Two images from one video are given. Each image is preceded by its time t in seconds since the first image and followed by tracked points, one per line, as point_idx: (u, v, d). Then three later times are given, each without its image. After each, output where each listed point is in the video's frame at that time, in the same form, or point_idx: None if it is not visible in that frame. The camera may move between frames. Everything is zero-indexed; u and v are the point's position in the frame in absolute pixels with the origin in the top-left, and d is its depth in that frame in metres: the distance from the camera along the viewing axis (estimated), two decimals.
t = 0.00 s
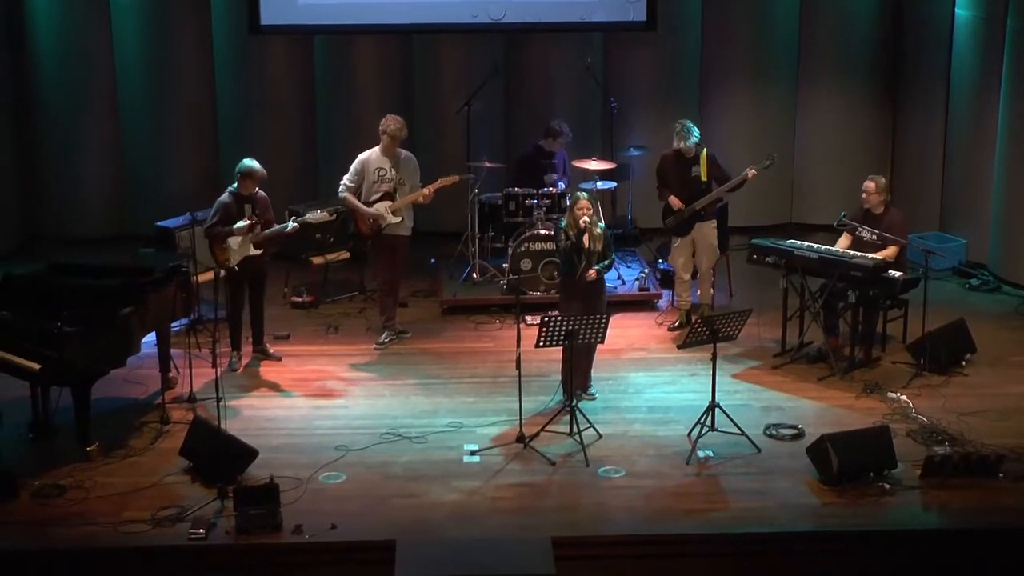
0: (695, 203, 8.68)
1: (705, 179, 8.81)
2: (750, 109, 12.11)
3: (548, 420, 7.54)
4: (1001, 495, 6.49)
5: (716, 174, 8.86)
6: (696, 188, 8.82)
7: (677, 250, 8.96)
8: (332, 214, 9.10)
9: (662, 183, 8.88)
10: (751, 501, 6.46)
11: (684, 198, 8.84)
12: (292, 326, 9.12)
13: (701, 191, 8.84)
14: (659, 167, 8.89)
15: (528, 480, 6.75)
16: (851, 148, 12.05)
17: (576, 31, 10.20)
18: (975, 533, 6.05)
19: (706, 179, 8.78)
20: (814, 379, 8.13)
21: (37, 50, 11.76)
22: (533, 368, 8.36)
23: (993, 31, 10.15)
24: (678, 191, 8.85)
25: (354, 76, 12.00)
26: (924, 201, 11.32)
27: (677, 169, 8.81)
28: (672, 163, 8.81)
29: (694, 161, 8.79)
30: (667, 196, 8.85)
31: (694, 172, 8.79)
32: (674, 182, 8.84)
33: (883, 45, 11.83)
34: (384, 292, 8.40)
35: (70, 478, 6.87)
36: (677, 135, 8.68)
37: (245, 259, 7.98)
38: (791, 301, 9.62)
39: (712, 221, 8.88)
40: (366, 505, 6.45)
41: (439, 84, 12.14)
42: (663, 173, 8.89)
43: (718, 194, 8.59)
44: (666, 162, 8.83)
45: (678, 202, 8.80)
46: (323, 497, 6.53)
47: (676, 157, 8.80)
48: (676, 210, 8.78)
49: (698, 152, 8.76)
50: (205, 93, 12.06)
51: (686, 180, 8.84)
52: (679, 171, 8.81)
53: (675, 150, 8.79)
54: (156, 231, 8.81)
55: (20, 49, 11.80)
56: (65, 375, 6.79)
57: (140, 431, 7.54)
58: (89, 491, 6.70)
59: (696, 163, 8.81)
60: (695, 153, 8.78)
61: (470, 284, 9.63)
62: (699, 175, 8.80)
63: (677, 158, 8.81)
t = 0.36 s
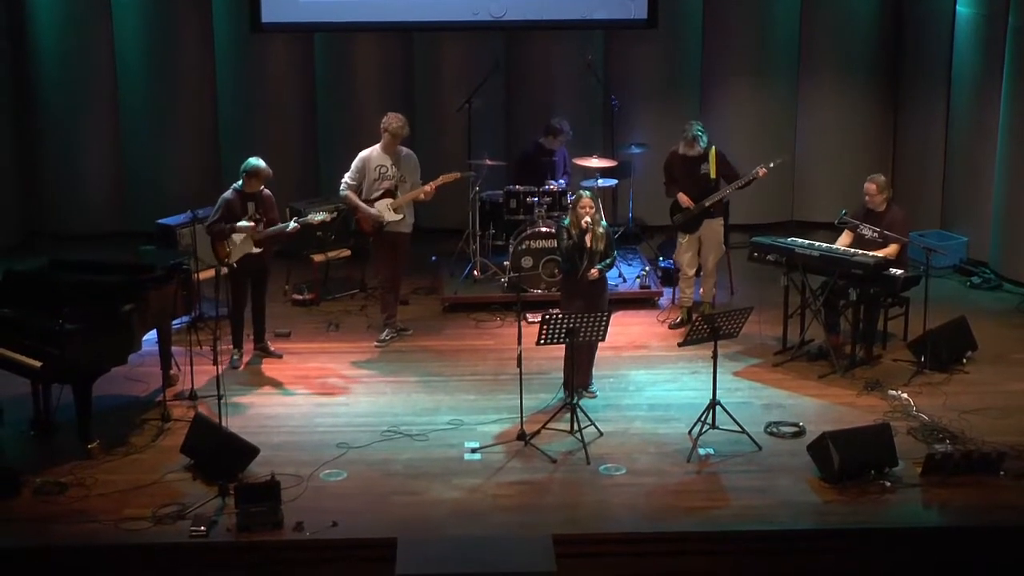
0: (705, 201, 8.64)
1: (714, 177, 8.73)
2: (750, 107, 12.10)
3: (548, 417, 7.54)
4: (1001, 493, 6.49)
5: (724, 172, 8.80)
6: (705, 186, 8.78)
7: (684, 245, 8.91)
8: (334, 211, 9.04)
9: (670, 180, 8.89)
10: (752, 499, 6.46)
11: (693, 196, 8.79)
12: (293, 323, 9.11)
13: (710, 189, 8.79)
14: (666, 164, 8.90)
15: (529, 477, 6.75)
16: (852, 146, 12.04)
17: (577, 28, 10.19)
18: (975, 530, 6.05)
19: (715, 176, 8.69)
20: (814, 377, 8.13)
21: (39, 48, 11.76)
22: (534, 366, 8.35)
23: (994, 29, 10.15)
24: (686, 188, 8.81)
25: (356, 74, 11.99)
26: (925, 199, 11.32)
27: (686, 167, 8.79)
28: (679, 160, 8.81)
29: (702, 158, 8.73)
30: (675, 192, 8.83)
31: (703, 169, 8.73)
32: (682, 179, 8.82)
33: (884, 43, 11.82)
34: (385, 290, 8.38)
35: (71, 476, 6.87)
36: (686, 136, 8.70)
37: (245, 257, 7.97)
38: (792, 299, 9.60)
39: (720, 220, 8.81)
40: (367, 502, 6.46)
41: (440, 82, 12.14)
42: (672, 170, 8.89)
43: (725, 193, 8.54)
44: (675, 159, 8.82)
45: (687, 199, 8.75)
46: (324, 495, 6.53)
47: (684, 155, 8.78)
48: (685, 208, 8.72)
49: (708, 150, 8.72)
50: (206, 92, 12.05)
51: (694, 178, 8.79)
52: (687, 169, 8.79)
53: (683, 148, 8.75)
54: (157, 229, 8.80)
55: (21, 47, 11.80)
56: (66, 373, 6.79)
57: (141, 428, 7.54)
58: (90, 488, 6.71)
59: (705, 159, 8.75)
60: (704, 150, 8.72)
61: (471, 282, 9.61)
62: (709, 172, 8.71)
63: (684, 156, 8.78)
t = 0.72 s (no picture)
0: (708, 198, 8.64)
1: (718, 175, 8.75)
2: (751, 106, 12.09)
3: (548, 416, 7.54)
4: (1001, 492, 6.49)
5: (727, 171, 8.80)
6: (708, 184, 8.77)
7: (686, 240, 8.90)
8: (333, 210, 8.98)
9: (674, 177, 8.88)
10: (751, 497, 6.46)
11: (696, 193, 8.78)
12: (293, 322, 9.10)
13: (713, 188, 8.80)
14: (672, 162, 8.89)
15: (530, 476, 6.76)
16: (853, 145, 12.03)
17: (578, 27, 10.20)
18: (976, 529, 6.06)
19: (718, 174, 8.72)
20: (815, 376, 8.12)
21: (39, 47, 11.77)
22: (534, 364, 8.35)
23: (994, 28, 10.15)
24: (689, 186, 8.81)
25: (356, 73, 12.00)
26: (925, 198, 11.31)
27: (691, 165, 8.78)
28: (684, 159, 8.80)
29: (707, 157, 8.72)
30: (678, 189, 8.84)
31: (707, 168, 8.73)
32: (686, 177, 8.81)
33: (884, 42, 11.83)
34: (385, 289, 8.37)
35: (72, 474, 6.88)
36: (691, 134, 8.68)
37: (243, 256, 7.97)
38: (793, 298, 9.59)
39: (722, 217, 8.82)
40: (367, 500, 6.46)
41: (441, 81, 12.14)
42: (677, 167, 8.88)
43: (728, 191, 8.53)
44: (681, 157, 8.81)
45: (690, 196, 8.76)
46: (324, 494, 6.54)
47: (689, 153, 8.77)
48: (686, 204, 8.73)
49: (713, 149, 8.72)
50: (206, 91, 12.05)
51: (698, 176, 8.78)
52: (691, 167, 8.78)
53: (689, 147, 8.73)
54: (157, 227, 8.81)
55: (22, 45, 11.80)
56: (66, 372, 6.79)
57: (142, 427, 7.54)
58: (90, 487, 6.71)
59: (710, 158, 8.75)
60: (709, 149, 8.72)
61: (471, 281, 9.59)
62: (712, 170, 8.73)
63: (688, 155, 8.78)
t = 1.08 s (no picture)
0: (710, 198, 8.64)
1: (722, 174, 8.77)
2: (753, 105, 12.09)
3: (551, 415, 7.55)
4: (1003, 491, 6.49)
5: (730, 170, 8.79)
6: (711, 183, 8.77)
7: (690, 238, 8.89)
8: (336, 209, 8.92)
9: (678, 177, 8.88)
10: (754, 497, 6.46)
11: (698, 193, 8.78)
12: (295, 320, 9.08)
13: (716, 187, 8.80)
14: (676, 161, 8.90)
15: (531, 475, 6.76)
16: (855, 144, 12.01)
17: (580, 26, 10.19)
18: (979, 529, 6.06)
19: (723, 173, 8.75)
20: (817, 375, 8.11)
21: (39, 46, 11.76)
22: (536, 364, 8.34)
23: (997, 27, 10.14)
24: (692, 184, 8.81)
25: (358, 71, 11.99)
26: (928, 198, 11.31)
27: (695, 164, 8.79)
28: (688, 158, 8.81)
29: (711, 156, 8.72)
30: (681, 187, 8.82)
31: (711, 167, 8.74)
32: (690, 176, 8.81)
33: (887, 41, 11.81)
34: (387, 288, 8.34)
35: (74, 473, 6.88)
36: (696, 132, 8.63)
37: (244, 256, 7.97)
38: (795, 297, 9.57)
39: (725, 217, 8.82)
40: (369, 499, 6.47)
41: (442, 79, 12.14)
42: (681, 166, 8.90)
43: (732, 190, 8.55)
44: (686, 156, 8.82)
45: (693, 196, 8.71)
46: (328, 492, 6.55)
47: (692, 152, 8.77)
48: (690, 204, 8.67)
49: (717, 147, 8.71)
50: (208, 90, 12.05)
51: (701, 175, 8.78)
52: (695, 166, 8.78)
53: (693, 145, 8.70)
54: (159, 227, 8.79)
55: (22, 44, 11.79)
56: (68, 371, 6.79)
57: (144, 426, 7.55)
58: (93, 485, 6.72)
59: (714, 157, 8.76)
60: (714, 148, 8.73)
61: (474, 280, 9.56)
62: (716, 169, 8.74)
63: (692, 154, 8.78)
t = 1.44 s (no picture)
0: (713, 198, 8.61)
1: (725, 174, 8.70)
2: (755, 104, 12.05)
3: (553, 414, 7.52)
4: (1007, 491, 6.46)
5: (733, 170, 8.71)
6: (714, 183, 8.74)
7: (693, 237, 8.82)
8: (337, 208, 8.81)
9: (682, 176, 8.88)
10: (756, 497, 6.44)
11: (702, 192, 8.76)
12: (296, 319, 9.02)
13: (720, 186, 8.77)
14: (680, 160, 8.91)
15: (534, 475, 6.73)
16: (859, 142, 11.98)
17: (582, 24, 10.16)
18: (982, 530, 6.03)
19: (727, 173, 8.67)
20: (820, 375, 8.07)
21: (39, 46, 11.74)
22: (539, 363, 8.30)
23: (1000, 26, 10.11)
24: (696, 184, 8.79)
25: (359, 69, 11.96)
26: (931, 197, 11.27)
27: (698, 163, 8.76)
28: (692, 157, 8.79)
29: (713, 155, 8.67)
30: (685, 187, 8.81)
31: (714, 167, 8.69)
32: (693, 176, 8.80)
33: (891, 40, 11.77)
34: (388, 287, 8.27)
35: (75, 473, 6.86)
36: (698, 131, 8.58)
37: (245, 255, 7.96)
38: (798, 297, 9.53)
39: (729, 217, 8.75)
40: (369, 499, 6.45)
41: (444, 77, 12.11)
42: (685, 166, 8.90)
43: (736, 190, 8.49)
44: (689, 155, 8.81)
45: (696, 196, 8.71)
46: (329, 492, 6.52)
47: (695, 151, 8.75)
48: (693, 204, 8.69)
49: (720, 147, 8.65)
50: (210, 89, 12.04)
51: (705, 175, 8.75)
52: (698, 166, 8.76)
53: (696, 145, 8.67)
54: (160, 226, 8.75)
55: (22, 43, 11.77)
56: (69, 370, 6.76)
57: (145, 425, 7.53)
58: (94, 485, 6.69)
59: (718, 157, 8.70)
60: (717, 148, 8.67)
61: (475, 279, 9.47)
62: (720, 169, 8.68)
63: (696, 153, 8.75)
